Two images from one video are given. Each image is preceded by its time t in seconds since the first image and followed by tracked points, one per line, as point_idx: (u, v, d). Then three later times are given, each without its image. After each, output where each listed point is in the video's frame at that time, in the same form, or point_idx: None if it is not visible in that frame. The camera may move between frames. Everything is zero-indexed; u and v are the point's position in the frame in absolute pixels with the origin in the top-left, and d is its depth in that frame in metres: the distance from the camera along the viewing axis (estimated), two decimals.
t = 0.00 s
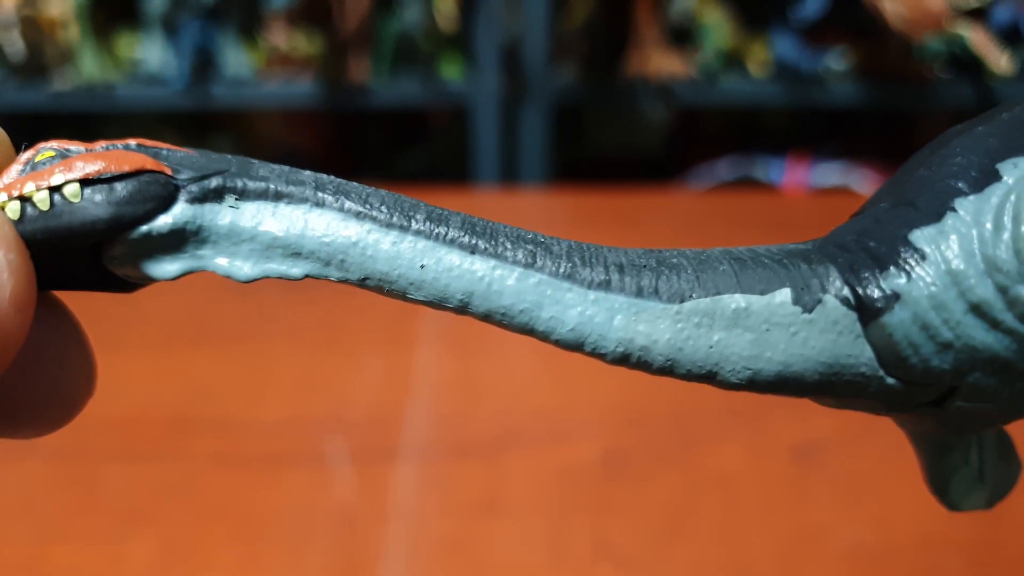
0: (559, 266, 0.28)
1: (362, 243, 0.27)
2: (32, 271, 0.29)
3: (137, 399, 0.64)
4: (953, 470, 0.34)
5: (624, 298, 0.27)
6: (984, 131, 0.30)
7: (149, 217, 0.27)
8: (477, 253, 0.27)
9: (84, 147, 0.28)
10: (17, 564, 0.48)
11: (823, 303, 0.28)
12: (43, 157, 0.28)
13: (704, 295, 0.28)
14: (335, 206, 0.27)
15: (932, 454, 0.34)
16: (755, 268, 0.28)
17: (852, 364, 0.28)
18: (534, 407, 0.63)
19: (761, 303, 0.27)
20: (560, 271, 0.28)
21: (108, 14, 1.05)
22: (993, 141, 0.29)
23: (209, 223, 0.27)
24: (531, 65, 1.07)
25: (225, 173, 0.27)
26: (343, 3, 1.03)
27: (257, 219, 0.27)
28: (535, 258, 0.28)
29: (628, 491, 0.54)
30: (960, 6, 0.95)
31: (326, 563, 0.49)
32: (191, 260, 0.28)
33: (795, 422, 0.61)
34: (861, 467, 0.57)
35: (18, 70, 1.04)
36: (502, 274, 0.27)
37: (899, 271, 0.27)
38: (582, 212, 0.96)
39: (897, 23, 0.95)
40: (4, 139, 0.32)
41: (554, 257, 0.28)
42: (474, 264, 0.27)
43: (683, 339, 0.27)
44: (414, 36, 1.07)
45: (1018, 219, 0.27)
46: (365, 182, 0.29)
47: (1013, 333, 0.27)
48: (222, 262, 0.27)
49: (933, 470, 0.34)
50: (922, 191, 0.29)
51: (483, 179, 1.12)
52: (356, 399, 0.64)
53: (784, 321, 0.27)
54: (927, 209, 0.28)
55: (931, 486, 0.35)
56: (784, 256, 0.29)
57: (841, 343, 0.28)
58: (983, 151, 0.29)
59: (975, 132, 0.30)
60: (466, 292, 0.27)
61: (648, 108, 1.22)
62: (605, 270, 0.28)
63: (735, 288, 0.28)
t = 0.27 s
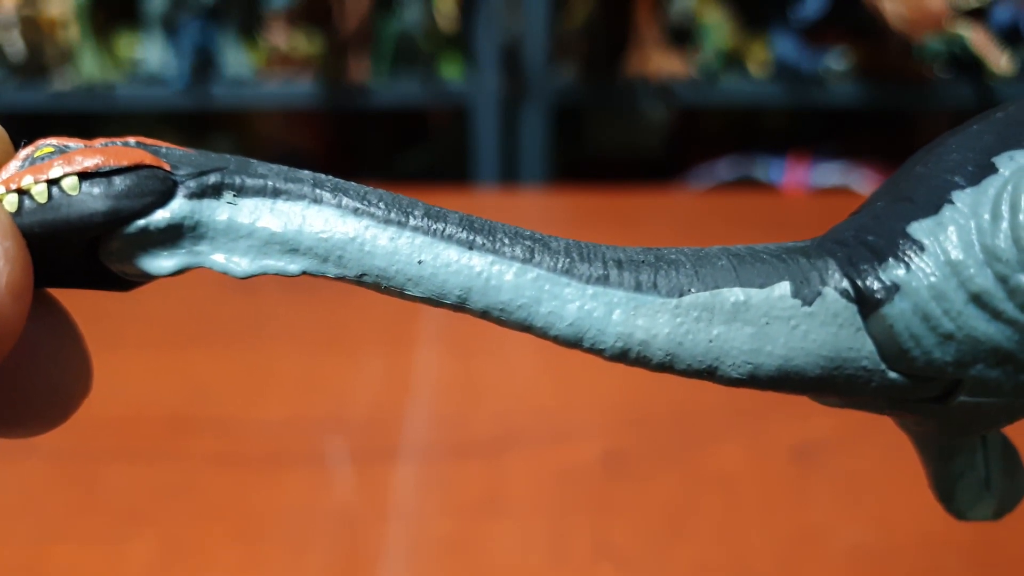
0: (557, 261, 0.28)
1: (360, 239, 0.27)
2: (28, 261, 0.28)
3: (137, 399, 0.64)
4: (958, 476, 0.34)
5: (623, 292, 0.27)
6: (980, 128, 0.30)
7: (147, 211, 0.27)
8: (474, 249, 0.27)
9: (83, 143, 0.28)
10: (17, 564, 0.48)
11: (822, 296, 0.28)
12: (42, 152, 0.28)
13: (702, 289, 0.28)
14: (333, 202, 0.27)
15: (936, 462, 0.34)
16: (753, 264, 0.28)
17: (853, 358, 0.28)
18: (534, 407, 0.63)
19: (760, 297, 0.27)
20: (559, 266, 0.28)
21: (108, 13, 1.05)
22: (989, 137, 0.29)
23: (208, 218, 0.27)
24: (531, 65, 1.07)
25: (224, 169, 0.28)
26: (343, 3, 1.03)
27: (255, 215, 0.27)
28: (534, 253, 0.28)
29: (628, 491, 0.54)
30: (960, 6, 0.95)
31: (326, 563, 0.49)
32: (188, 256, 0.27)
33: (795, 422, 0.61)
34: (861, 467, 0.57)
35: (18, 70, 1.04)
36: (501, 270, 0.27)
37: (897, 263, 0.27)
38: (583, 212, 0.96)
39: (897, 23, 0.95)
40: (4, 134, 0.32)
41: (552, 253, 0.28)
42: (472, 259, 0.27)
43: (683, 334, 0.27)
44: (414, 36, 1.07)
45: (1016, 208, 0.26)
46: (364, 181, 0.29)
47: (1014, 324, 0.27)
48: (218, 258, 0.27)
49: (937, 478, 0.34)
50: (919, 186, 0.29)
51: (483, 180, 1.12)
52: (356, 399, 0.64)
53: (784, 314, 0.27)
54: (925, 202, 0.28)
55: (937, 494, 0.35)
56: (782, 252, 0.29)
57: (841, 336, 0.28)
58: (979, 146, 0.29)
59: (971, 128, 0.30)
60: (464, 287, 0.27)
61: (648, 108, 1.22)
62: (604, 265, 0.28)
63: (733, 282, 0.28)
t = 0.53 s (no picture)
0: (556, 258, 0.28)
1: (359, 237, 0.27)
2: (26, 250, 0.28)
3: (137, 399, 0.64)
4: (962, 480, 0.34)
5: (622, 288, 0.27)
6: (976, 125, 0.30)
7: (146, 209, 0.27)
8: (472, 246, 0.27)
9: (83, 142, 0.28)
10: (18, 564, 0.48)
11: (821, 290, 0.28)
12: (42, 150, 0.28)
13: (701, 285, 0.28)
14: (332, 199, 0.27)
15: (939, 465, 0.34)
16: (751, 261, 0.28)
17: (853, 353, 0.28)
18: (534, 407, 0.63)
19: (759, 292, 0.27)
20: (558, 262, 0.28)
21: (108, 13, 1.05)
22: (984, 133, 0.29)
23: (207, 216, 0.27)
24: (531, 65, 1.07)
25: (224, 168, 0.28)
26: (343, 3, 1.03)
27: (255, 213, 0.27)
28: (533, 250, 0.28)
29: (628, 492, 0.54)
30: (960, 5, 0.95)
31: (326, 563, 0.49)
32: (186, 254, 0.27)
33: (795, 423, 0.61)
34: (861, 467, 0.57)
35: (18, 70, 1.04)
36: (499, 267, 0.27)
37: (896, 257, 0.27)
38: (583, 212, 0.96)
39: (897, 22, 0.95)
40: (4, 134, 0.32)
41: (551, 250, 0.28)
42: (471, 257, 0.27)
43: (682, 329, 0.27)
44: (414, 36, 1.07)
45: (1014, 199, 0.26)
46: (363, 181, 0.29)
47: (1015, 316, 0.27)
48: (216, 257, 0.27)
49: (941, 481, 0.34)
50: (916, 182, 0.29)
51: (483, 180, 1.12)
52: (356, 400, 0.64)
53: (783, 310, 0.27)
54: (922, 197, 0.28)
55: (941, 498, 0.35)
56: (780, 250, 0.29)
57: (841, 330, 0.28)
58: (975, 143, 0.29)
59: (966, 126, 0.30)
60: (463, 285, 0.27)
61: (648, 108, 1.22)
62: (603, 262, 0.28)
63: (732, 278, 0.28)
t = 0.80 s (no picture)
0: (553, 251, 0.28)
1: (356, 233, 0.27)
2: (26, 242, 0.28)
3: (137, 399, 0.64)
4: (967, 481, 0.34)
5: (620, 282, 0.27)
6: (966, 122, 0.30)
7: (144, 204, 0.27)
8: (470, 241, 0.27)
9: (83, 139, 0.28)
10: (18, 564, 0.48)
11: (819, 282, 0.28)
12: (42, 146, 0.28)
13: (698, 277, 0.28)
14: (330, 196, 0.27)
15: (944, 469, 0.33)
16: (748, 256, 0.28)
17: (853, 345, 0.28)
18: (533, 407, 0.63)
19: (756, 284, 0.27)
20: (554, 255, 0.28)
21: (108, 13, 1.05)
22: (975, 129, 0.30)
23: (204, 212, 0.27)
24: (531, 65, 1.07)
25: (223, 166, 0.28)
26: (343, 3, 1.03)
27: (252, 209, 0.27)
28: (530, 244, 0.28)
29: (628, 492, 0.54)
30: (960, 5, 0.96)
31: (326, 564, 0.49)
32: (182, 251, 0.27)
33: (795, 423, 0.61)
34: (861, 467, 0.57)
35: (18, 70, 1.04)
36: (496, 261, 0.27)
37: (893, 248, 0.27)
38: (583, 211, 0.96)
39: (897, 23, 0.95)
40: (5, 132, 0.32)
41: (548, 245, 0.28)
42: (469, 252, 0.27)
43: (680, 322, 0.27)
44: (414, 36, 1.08)
45: (1008, 188, 0.26)
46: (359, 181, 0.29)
47: (1013, 306, 0.27)
48: (214, 253, 0.27)
49: (946, 484, 0.34)
50: (910, 177, 0.29)
51: (483, 180, 1.13)
52: (356, 400, 0.64)
53: (781, 301, 0.27)
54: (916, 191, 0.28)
55: (946, 502, 0.35)
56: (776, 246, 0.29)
57: (840, 321, 0.28)
58: (967, 138, 0.29)
59: (957, 124, 0.31)
60: (461, 280, 0.27)
61: (648, 108, 1.22)
62: (600, 257, 0.28)
63: (730, 271, 0.28)
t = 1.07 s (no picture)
0: (556, 238, 0.28)
1: (358, 224, 0.27)
2: (29, 234, 0.27)
3: (137, 399, 0.64)
4: (978, 476, 0.34)
5: (623, 267, 0.27)
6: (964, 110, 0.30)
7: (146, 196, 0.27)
8: (472, 231, 0.27)
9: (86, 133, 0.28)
10: (17, 564, 0.48)
11: (822, 262, 0.28)
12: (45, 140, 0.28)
13: (701, 262, 0.28)
14: (331, 190, 0.27)
15: (955, 462, 0.33)
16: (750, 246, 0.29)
17: (858, 327, 0.28)
18: (533, 407, 0.63)
19: (760, 266, 0.27)
20: (557, 241, 0.28)
21: (108, 13, 1.05)
22: (974, 115, 0.30)
23: (205, 206, 0.27)
24: (531, 65, 1.07)
25: (225, 161, 0.28)
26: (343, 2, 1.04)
27: (253, 204, 0.27)
28: (534, 233, 0.28)
29: (628, 492, 0.54)
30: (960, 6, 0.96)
31: (325, 564, 0.49)
32: (183, 245, 0.27)
33: (795, 423, 0.61)
34: (861, 467, 0.56)
35: (18, 71, 1.04)
36: (499, 248, 0.27)
37: (897, 228, 0.27)
38: (582, 212, 0.96)
39: (897, 22, 0.96)
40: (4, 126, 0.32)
41: (550, 233, 0.28)
42: (472, 242, 0.27)
43: (684, 305, 0.27)
44: (414, 36, 1.08)
45: (1008, 163, 0.26)
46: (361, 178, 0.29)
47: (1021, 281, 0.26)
48: (215, 244, 0.27)
49: (958, 479, 0.34)
50: (909, 164, 0.29)
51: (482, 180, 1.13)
52: (356, 399, 0.64)
53: (785, 284, 0.27)
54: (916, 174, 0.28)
55: (958, 499, 0.35)
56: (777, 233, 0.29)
57: (845, 302, 0.28)
58: (965, 122, 0.29)
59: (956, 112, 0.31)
60: (463, 269, 0.27)
61: (648, 109, 1.22)
62: (602, 244, 0.28)
63: (733, 254, 0.28)
